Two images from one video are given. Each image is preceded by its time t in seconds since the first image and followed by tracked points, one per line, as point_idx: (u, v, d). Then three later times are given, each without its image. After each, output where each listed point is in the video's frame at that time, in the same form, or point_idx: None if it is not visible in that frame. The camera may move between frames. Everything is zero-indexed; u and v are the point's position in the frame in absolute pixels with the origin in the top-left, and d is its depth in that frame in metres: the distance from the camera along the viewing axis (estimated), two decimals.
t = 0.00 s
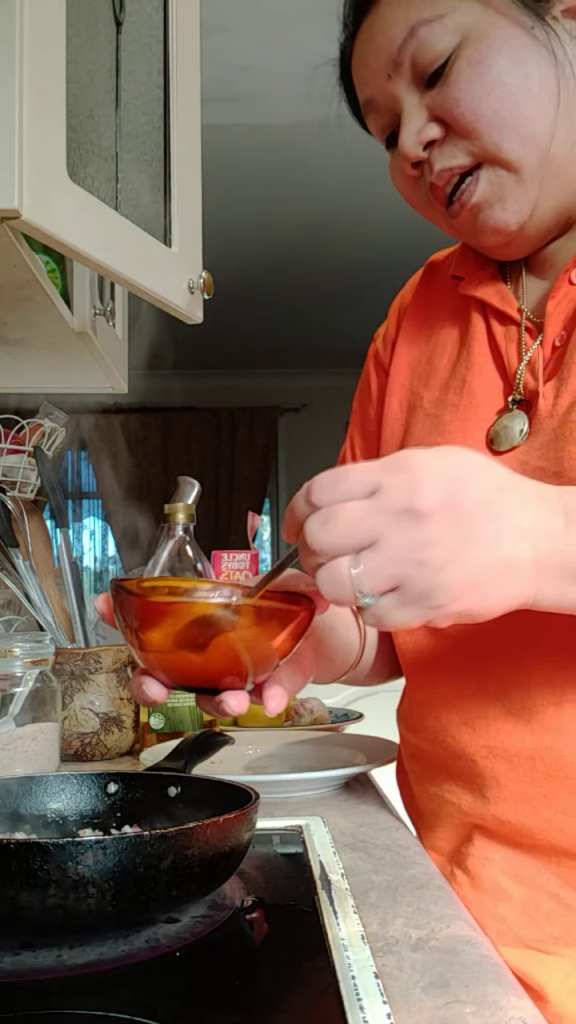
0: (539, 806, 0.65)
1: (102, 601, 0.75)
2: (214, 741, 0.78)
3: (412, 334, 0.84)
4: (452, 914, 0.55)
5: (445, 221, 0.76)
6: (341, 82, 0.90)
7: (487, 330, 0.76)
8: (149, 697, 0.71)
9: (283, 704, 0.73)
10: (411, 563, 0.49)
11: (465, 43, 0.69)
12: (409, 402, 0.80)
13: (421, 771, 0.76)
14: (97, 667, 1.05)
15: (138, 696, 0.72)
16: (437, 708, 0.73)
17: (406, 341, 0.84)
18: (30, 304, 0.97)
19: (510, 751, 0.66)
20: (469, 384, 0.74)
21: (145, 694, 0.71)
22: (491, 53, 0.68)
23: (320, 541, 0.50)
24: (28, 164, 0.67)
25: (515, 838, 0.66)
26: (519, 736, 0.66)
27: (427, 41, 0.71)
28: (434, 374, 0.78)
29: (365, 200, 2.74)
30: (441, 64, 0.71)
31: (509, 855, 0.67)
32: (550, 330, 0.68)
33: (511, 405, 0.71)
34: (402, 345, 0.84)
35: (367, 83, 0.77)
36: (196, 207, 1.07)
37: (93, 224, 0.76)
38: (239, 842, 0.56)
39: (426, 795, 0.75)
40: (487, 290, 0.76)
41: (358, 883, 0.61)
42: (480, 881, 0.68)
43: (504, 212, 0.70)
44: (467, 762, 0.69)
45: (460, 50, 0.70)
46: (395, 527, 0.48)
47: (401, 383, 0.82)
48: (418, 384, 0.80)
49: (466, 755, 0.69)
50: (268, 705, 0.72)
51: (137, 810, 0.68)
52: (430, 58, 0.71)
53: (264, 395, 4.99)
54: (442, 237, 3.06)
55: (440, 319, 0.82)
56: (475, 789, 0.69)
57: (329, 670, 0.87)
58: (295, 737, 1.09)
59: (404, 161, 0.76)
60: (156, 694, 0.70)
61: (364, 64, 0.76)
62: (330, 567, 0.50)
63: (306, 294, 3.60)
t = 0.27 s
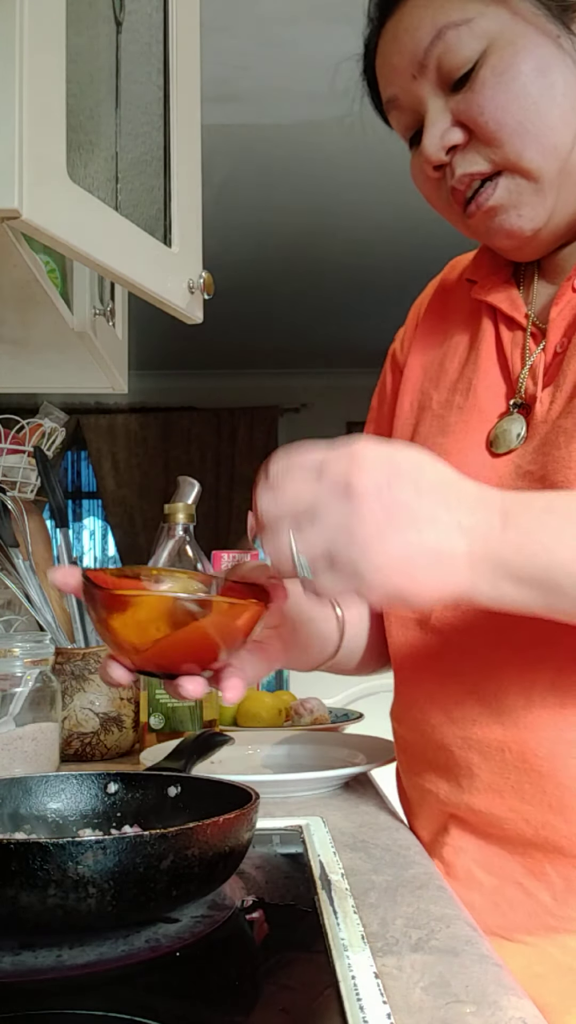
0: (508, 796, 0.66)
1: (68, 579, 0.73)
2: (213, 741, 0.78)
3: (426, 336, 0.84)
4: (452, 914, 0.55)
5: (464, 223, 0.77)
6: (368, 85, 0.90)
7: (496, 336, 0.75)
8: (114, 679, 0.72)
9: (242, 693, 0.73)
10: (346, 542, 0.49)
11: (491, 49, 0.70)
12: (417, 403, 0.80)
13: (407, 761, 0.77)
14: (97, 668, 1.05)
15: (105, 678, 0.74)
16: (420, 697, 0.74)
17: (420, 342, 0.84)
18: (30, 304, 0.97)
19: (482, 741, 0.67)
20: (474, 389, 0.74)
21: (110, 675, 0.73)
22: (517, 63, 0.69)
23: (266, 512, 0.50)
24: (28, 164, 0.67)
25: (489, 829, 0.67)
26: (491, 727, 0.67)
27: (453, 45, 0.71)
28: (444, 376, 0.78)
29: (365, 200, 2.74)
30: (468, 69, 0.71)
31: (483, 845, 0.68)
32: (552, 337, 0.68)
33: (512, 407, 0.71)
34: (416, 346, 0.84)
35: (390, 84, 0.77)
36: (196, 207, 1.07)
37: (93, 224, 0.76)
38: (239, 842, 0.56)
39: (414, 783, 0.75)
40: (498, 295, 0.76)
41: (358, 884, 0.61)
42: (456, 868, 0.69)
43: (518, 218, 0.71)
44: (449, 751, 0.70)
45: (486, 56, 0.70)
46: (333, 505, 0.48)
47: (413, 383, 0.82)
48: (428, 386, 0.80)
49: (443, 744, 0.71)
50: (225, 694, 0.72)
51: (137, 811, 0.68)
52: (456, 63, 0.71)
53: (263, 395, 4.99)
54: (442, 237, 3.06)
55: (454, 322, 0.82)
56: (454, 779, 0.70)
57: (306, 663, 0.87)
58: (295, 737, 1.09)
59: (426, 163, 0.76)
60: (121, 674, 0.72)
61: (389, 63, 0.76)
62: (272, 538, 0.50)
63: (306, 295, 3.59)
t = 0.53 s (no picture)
0: (491, 793, 0.65)
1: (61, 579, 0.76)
2: (214, 740, 0.78)
3: (432, 335, 0.84)
4: (452, 914, 0.55)
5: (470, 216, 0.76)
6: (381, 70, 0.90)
7: (497, 336, 0.75)
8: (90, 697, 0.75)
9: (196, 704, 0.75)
10: (329, 539, 0.48)
11: (504, 45, 0.69)
12: (422, 402, 0.80)
13: (398, 755, 0.77)
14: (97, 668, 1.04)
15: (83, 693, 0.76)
16: (412, 691, 0.74)
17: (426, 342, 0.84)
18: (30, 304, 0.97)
19: (468, 736, 0.67)
20: (474, 388, 0.74)
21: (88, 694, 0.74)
22: (530, 60, 0.68)
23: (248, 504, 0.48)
24: (28, 164, 0.67)
25: (473, 828, 0.67)
26: (475, 725, 0.67)
27: (467, 38, 0.71)
28: (447, 376, 0.79)
29: (364, 200, 2.74)
30: (482, 63, 0.71)
31: (469, 843, 0.68)
32: (550, 337, 0.68)
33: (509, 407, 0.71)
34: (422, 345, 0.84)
35: (403, 71, 0.77)
36: (196, 207, 1.07)
37: (93, 224, 0.76)
38: (239, 842, 0.56)
39: (406, 783, 0.75)
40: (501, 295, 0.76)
41: (358, 884, 0.61)
42: (441, 864, 0.69)
43: (523, 217, 0.71)
44: (437, 748, 0.70)
45: (501, 53, 0.70)
46: (318, 504, 0.48)
47: (419, 382, 0.82)
48: (432, 385, 0.80)
49: (431, 738, 0.71)
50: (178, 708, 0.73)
51: (137, 811, 0.68)
52: (470, 56, 0.71)
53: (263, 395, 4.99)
54: (442, 236, 3.06)
55: (458, 321, 0.82)
56: (441, 776, 0.70)
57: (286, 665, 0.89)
58: (295, 737, 1.09)
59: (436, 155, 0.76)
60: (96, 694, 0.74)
61: (403, 53, 0.76)
62: (253, 529, 0.49)
63: (306, 295, 3.59)
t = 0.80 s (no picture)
0: (497, 802, 0.65)
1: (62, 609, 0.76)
2: (214, 740, 0.78)
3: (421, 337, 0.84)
4: (452, 914, 0.55)
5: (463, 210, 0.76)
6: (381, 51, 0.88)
7: (487, 336, 0.75)
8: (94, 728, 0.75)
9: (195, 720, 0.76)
10: (345, 613, 0.55)
11: (513, 37, 0.68)
12: (413, 404, 0.80)
13: (399, 764, 0.77)
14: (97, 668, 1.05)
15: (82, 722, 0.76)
16: (412, 701, 0.74)
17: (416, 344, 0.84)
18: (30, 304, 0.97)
19: (470, 745, 0.67)
20: (464, 389, 0.74)
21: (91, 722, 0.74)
22: (537, 55, 0.67)
23: (264, 581, 0.53)
24: (28, 164, 0.67)
25: (479, 835, 0.67)
26: (480, 734, 0.67)
27: (476, 25, 0.69)
28: (439, 377, 0.78)
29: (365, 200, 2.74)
30: (489, 53, 0.69)
31: (473, 850, 0.67)
32: (543, 337, 0.68)
33: (503, 407, 0.71)
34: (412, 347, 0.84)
35: (404, 49, 0.75)
36: (196, 207, 1.07)
37: (93, 224, 0.76)
38: (239, 843, 0.56)
39: (408, 788, 0.75)
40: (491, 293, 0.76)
41: (358, 884, 0.61)
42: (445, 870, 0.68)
43: (519, 217, 0.71)
44: (440, 756, 0.70)
45: (508, 45, 0.68)
46: (333, 584, 0.53)
47: (409, 384, 0.82)
48: (423, 387, 0.80)
49: (433, 749, 0.70)
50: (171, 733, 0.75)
51: (137, 811, 0.68)
52: (478, 44, 0.69)
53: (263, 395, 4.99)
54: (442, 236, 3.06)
55: (446, 322, 0.82)
56: (445, 784, 0.69)
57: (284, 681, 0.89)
58: (295, 737, 1.09)
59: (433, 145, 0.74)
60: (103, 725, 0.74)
61: (406, 32, 0.74)
62: (271, 602, 0.55)
63: (306, 295, 3.59)
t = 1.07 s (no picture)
0: (503, 812, 0.63)
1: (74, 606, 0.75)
2: (214, 740, 0.77)
3: (409, 337, 0.84)
4: (452, 914, 0.55)
5: (460, 199, 0.73)
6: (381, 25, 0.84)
7: (478, 334, 0.75)
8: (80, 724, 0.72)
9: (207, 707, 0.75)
10: (344, 635, 0.53)
11: (529, 26, 0.64)
12: (407, 405, 0.80)
13: (400, 773, 0.74)
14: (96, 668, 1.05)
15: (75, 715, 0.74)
16: (413, 710, 0.71)
17: (403, 344, 0.84)
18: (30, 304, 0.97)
19: (476, 756, 0.65)
20: (456, 389, 0.74)
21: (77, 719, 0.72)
22: (550, 48, 0.63)
23: (263, 600, 0.52)
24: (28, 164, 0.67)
25: (486, 845, 0.65)
26: (485, 743, 0.65)
27: (491, 7, 0.65)
28: (430, 377, 0.79)
29: (364, 200, 2.74)
30: (502, 40, 0.65)
31: (481, 859, 0.66)
32: (538, 336, 0.69)
33: (497, 407, 0.71)
34: (400, 347, 0.84)
35: (409, 23, 0.70)
36: (196, 207, 1.07)
37: (93, 225, 0.76)
38: (239, 842, 0.56)
39: (408, 795, 0.73)
40: (481, 291, 0.76)
41: (358, 884, 0.61)
42: (453, 879, 0.66)
43: (517, 214, 0.69)
44: (444, 766, 0.67)
45: (524, 34, 0.64)
46: (334, 605, 0.52)
47: (400, 384, 0.82)
48: (416, 387, 0.80)
49: (437, 759, 0.68)
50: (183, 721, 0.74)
51: (137, 810, 0.69)
52: (491, 30, 0.65)
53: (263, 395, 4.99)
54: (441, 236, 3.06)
55: (435, 321, 0.82)
56: (449, 793, 0.67)
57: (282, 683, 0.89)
58: (295, 736, 1.09)
59: (434, 129, 0.71)
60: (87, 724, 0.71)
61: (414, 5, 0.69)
62: (269, 622, 0.53)
63: (306, 295, 3.59)
